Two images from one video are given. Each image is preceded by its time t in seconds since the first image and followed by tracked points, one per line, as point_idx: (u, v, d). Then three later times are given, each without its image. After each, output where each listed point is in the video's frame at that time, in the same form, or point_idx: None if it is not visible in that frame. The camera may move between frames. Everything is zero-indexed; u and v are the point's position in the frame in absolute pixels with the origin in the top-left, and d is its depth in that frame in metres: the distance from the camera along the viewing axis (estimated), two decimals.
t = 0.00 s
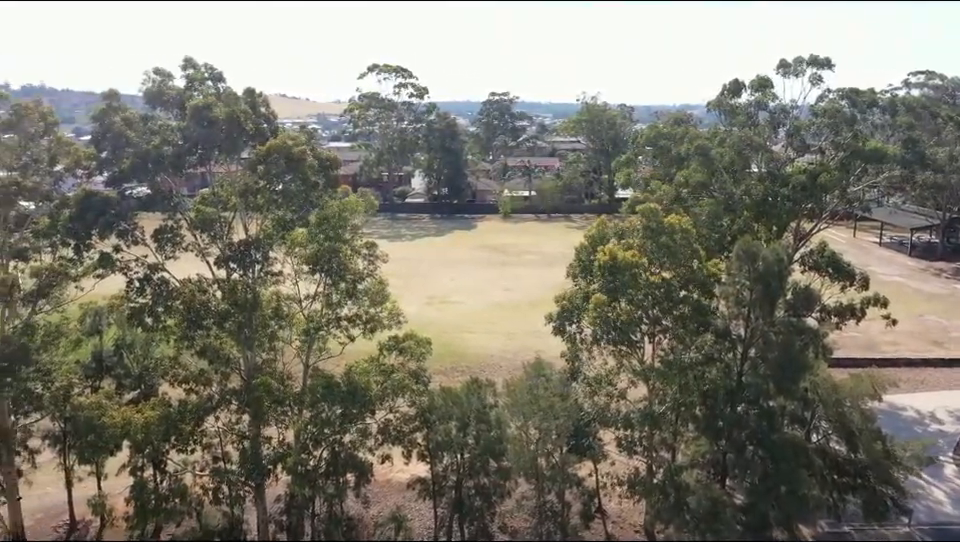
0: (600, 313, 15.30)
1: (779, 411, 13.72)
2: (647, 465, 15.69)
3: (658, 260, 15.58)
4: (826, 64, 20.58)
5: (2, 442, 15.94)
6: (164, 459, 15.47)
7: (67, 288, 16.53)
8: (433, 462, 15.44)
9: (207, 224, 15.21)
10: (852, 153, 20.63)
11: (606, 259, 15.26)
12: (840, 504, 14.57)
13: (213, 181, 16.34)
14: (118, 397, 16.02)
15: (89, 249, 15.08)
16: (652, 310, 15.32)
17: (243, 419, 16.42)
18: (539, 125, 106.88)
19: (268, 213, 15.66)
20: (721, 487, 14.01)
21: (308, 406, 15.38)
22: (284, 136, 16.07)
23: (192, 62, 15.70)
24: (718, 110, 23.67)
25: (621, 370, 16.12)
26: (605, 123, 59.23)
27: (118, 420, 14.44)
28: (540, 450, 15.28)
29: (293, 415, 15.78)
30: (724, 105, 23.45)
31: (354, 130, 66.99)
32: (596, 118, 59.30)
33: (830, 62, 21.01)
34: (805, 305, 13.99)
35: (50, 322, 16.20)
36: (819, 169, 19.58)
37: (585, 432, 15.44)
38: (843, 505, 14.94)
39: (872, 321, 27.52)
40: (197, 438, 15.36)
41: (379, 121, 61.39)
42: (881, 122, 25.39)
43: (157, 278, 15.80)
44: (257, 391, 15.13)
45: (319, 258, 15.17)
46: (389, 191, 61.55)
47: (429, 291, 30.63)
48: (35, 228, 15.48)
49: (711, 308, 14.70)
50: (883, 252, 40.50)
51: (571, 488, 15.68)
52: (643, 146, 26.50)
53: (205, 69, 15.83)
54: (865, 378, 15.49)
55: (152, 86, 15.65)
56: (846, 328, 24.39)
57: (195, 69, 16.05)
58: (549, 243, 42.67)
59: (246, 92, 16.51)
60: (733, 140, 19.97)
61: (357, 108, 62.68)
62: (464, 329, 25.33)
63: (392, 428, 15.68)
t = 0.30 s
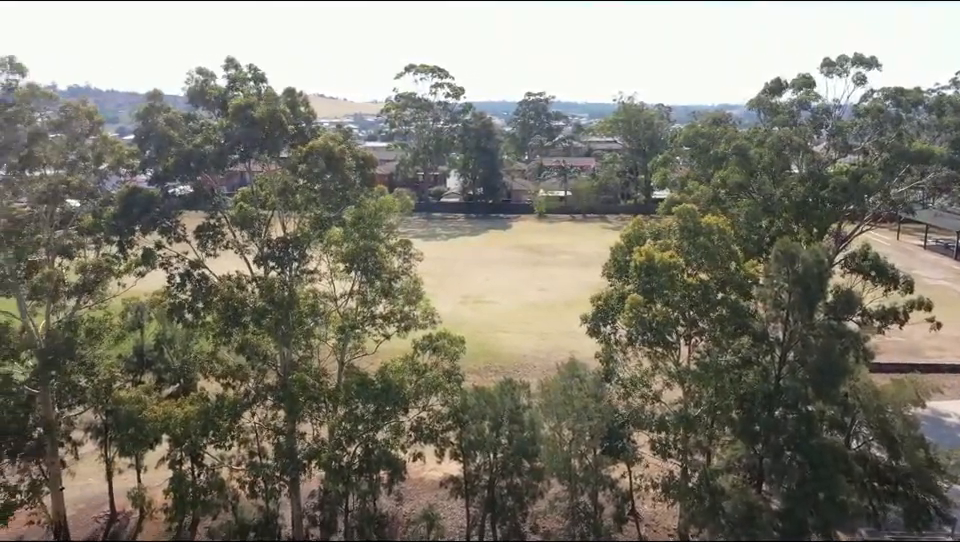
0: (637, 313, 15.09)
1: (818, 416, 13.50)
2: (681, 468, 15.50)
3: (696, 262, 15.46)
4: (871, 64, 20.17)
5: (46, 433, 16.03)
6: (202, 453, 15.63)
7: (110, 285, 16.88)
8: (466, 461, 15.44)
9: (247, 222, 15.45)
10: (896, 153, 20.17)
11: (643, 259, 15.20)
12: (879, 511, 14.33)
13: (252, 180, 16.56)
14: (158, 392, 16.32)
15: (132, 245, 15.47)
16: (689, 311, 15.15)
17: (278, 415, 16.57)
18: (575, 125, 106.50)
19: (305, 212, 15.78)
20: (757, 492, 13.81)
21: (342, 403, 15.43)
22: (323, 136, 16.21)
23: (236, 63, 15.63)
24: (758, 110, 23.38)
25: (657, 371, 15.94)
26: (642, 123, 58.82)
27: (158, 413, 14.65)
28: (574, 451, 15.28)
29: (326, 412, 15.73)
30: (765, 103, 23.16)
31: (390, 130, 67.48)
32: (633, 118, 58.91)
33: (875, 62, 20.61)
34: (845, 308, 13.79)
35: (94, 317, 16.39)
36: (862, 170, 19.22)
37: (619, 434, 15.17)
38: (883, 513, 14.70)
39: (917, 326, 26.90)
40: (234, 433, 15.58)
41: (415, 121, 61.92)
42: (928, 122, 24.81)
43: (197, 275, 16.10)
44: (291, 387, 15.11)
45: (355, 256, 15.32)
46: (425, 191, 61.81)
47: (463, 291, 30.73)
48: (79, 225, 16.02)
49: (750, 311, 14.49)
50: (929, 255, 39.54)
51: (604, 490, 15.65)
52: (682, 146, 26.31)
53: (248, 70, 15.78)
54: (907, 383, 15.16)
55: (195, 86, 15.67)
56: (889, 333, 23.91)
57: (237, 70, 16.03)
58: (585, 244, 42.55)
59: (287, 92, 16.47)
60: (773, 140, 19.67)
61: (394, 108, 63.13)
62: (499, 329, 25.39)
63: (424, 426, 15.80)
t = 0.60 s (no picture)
0: (673, 316, 14.89)
1: (859, 422, 13.27)
2: (717, 473, 15.30)
3: (734, 264, 15.35)
4: (918, 62, 19.74)
5: (89, 426, 16.30)
6: (239, 447, 15.68)
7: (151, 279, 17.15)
8: (499, 461, 15.46)
9: (286, 219, 15.75)
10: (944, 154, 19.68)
11: (681, 260, 14.95)
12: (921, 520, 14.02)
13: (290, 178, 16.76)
14: (196, 387, 16.56)
15: (175, 242, 15.84)
16: (726, 314, 14.96)
17: (313, 411, 16.67)
18: (612, 125, 105.92)
19: (343, 210, 15.90)
20: (796, 498, 13.56)
21: (376, 401, 15.50)
22: (361, 135, 16.34)
23: (277, 63, 15.70)
24: (800, 108, 23.04)
25: (693, 373, 15.71)
26: (680, 122, 58.30)
27: (197, 408, 14.89)
28: (608, 452, 15.21)
29: (360, 409, 15.77)
30: (807, 102, 22.81)
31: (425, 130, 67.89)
32: (670, 118, 58.47)
33: (922, 60, 20.14)
34: (889, 312, 13.42)
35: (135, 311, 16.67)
36: (908, 171, 18.82)
37: (654, 436, 15.15)
38: (924, 521, 14.46)
39: None
40: (270, 430, 15.75)
41: (452, 121, 62.36)
42: None
43: (236, 271, 16.32)
44: (325, 384, 15.14)
45: (392, 255, 15.44)
46: (460, 191, 62.09)
47: (498, 290, 30.78)
48: (122, 222, 16.42)
49: (789, 314, 14.41)
50: None
51: (638, 493, 15.57)
52: (721, 145, 26.05)
53: (289, 70, 15.86)
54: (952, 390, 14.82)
55: (237, 86, 15.80)
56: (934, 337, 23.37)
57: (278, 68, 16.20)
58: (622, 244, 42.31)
59: (327, 90, 16.58)
60: (815, 141, 19.33)
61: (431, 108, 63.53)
62: (533, 328, 25.40)
63: (457, 425, 15.83)
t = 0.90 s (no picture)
0: (710, 319, 14.77)
1: (902, 429, 13.02)
2: (756, 478, 14.95)
3: (775, 266, 15.10)
4: None
5: (130, 418, 16.68)
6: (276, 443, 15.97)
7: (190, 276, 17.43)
8: (533, 462, 15.46)
9: (324, 217, 15.90)
10: None
11: (720, 262, 14.67)
12: None
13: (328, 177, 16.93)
14: (235, 382, 16.83)
15: (216, 239, 16.12)
16: (766, 316, 14.68)
17: (350, 408, 16.87)
18: (650, 124, 105.11)
19: (381, 208, 16.20)
20: (835, 506, 13.37)
21: (410, 399, 15.51)
22: (399, 135, 16.40)
23: (318, 63, 15.83)
24: (844, 108, 22.77)
25: (730, 376, 15.51)
26: (719, 122, 57.47)
27: (233, 405, 15.12)
28: (643, 454, 15.22)
29: (395, 408, 15.87)
30: (851, 102, 22.61)
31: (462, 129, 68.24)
32: (709, 118, 57.80)
33: None
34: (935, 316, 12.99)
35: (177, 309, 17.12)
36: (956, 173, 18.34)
37: (690, 440, 14.81)
38: None
39: None
40: (306, 427, 15.98)
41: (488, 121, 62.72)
42: None
43: (275, 269, 16.55)
44: (361, 381, 15.36)
45: (428, 254, 15.47)
46: (496, 189, 62.33)
47: (532, 290, 30.79)
48: (163, 219, 16.60)
49: (831, 317, 13.98)
50: None
51: (673, 496, 15.45)
52: (763, 144, 25.70)
53: (330, 69, 15.97)
54: None
55: (278, 86, 15.99)
56: None
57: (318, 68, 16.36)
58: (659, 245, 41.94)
59: (367, 90, 16.68)
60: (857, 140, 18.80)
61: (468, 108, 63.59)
62: (569, 328, 25.39)
63: (490, 426, 15.82)
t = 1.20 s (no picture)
0: (750, 322, 14.48)
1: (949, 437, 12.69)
2: (798, 484, 14.56)
3: (818, 269, 14.71)
4: None
5: (172, 412, 17.03)
6: (314, 439, 16.38)
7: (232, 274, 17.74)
8: (568, 463, 15.38)
9: (363, 216, 15.86)
10: None
11: (761, 263, 14.30)
12: None
13: (368, 177, 17.12)
14: (274, 378, 17.02)
15: (257, 237, 16.34)
16: (808, 321, 14.26)
17: (388, 406, 16.99)
18: (690, 124, 104.18)
19: (420, 207, 16.47)
20: (879, 516, 12.97)
21: (447, 398, 15.49)
22: (439, 134, 16.43)
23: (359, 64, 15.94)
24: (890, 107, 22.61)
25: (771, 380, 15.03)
26: (764, 121, 56.18)
27: (272, 401, 15.09)
28: (680, 458, 14.86)
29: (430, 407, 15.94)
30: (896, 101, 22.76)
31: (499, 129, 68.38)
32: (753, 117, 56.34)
33: None
34: None
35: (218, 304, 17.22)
36: None
37: (728, 445, 14.85)
38: None
39: None
40: (342, 423, 16.28)
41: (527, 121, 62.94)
42: None
43: (315, 269, 16.77)
44: (398, 379, 15.47)
45: (467, 255, 15.71)
46: (535, 188, 62.40)
47: (568, 290, 30.78)
48: (207, 217, 17.09)
49: (876, 323, 13.70)
50: None
51: (712, 501, 15.04)
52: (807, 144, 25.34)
53: (371, 70, 16.07)
54: None
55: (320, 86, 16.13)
56: None
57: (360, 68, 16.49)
58: (698, 246, 41.52)
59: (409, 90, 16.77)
60: (909, 141, 18.87)
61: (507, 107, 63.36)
62: (606, 329, 25.33)
63: (526, 427, 15.67)
